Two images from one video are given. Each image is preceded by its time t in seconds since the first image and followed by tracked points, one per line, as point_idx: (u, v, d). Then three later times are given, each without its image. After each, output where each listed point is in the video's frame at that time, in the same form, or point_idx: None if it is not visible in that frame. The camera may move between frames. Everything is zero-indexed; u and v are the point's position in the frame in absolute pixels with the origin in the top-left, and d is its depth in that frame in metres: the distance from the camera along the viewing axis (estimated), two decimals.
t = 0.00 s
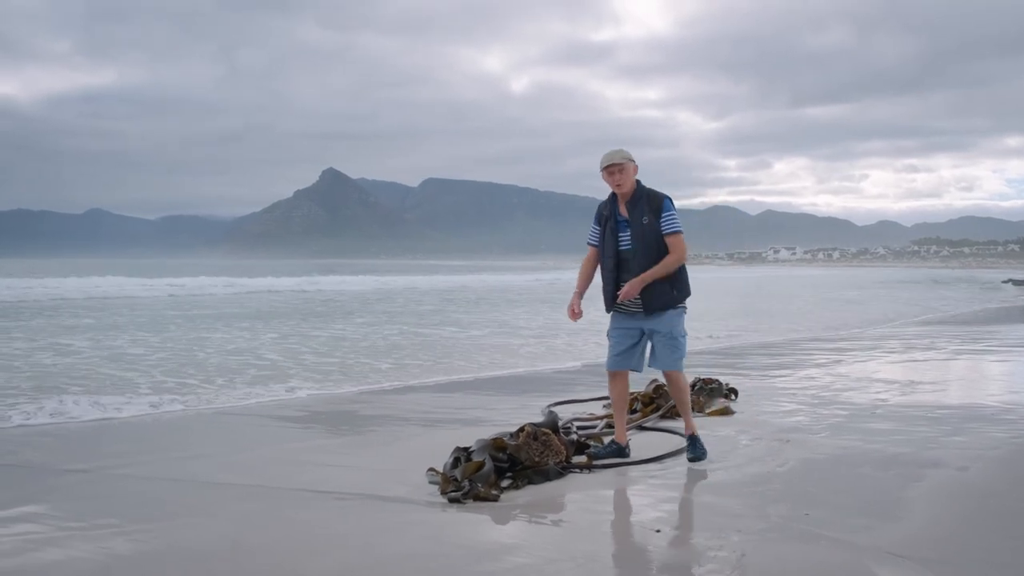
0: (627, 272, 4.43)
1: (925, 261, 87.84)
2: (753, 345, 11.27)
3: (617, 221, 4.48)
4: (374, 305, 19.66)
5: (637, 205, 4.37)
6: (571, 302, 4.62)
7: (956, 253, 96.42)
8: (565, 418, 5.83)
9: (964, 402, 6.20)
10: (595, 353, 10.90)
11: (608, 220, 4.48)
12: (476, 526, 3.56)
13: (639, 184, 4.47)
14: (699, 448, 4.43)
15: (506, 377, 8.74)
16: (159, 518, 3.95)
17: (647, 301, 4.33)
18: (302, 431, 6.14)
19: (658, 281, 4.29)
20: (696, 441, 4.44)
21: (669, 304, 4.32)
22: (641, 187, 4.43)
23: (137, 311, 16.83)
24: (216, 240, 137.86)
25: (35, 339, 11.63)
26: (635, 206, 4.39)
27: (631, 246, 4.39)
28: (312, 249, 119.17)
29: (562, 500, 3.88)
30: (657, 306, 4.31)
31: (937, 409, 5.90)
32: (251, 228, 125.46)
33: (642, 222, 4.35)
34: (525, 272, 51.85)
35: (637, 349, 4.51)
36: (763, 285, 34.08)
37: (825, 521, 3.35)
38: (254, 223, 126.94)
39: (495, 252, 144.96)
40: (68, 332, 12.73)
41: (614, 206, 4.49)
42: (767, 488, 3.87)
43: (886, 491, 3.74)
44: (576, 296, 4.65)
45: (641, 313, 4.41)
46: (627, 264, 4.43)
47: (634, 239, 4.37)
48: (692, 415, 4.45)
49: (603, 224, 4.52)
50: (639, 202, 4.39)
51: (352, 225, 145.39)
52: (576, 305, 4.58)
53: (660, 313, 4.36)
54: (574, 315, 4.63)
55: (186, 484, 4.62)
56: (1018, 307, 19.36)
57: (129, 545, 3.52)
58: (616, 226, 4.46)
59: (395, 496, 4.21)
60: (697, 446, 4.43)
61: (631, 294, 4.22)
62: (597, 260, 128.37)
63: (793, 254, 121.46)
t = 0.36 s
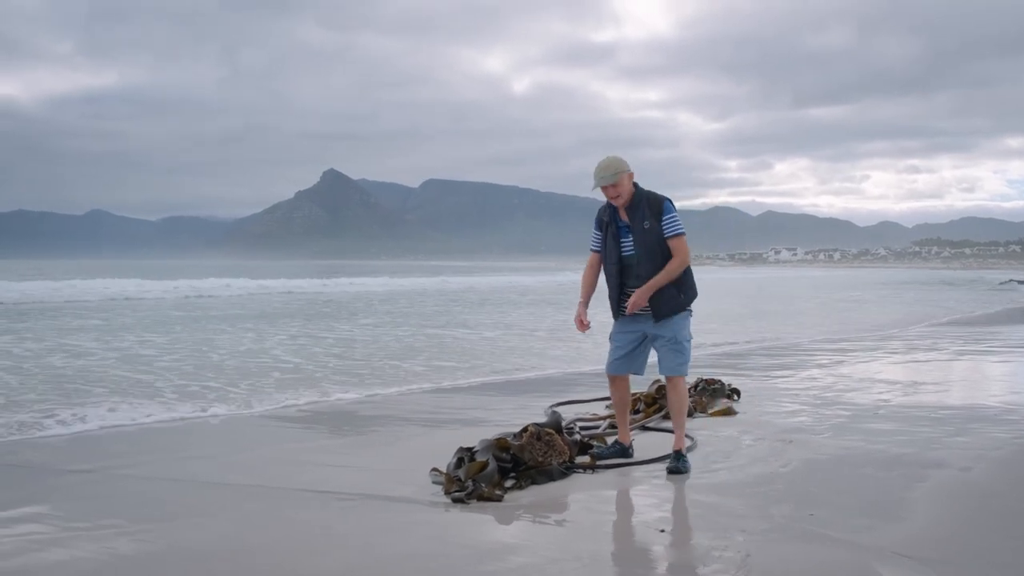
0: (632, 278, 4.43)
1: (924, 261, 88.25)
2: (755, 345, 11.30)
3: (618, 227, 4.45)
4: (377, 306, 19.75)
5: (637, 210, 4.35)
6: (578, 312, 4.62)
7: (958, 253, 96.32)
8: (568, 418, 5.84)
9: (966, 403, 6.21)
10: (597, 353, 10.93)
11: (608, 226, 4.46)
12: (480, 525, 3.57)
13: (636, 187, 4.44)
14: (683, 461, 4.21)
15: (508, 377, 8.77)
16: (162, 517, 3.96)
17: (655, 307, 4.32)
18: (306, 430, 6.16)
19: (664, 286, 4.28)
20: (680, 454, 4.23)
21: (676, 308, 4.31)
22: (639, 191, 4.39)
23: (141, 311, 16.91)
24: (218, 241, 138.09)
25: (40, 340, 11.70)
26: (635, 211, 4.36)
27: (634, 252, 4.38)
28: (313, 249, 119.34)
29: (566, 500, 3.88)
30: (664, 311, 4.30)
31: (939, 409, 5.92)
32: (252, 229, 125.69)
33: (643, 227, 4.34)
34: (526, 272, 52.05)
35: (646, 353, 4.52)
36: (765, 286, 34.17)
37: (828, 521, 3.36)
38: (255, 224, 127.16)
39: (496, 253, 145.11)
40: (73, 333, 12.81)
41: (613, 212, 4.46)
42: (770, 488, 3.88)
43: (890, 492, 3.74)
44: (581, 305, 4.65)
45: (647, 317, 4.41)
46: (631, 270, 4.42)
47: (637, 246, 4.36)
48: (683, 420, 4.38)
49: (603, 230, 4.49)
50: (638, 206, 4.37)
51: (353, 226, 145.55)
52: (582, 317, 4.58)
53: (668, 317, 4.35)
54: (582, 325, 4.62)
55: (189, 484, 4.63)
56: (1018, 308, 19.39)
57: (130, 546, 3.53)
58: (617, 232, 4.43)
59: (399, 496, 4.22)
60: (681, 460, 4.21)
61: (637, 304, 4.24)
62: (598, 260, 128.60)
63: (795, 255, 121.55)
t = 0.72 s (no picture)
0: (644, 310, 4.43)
1: (925, 261, 88.21)
2: (756, 345, 11.28)
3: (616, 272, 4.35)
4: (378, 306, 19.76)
5: (633, 254, 4.22)
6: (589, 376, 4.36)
7: (959, 254, 96.25)
8: (569, 416, 5.83)
9: (969, 401, 6.20)
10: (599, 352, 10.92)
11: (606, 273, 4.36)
12: (482, 522, 3.56)
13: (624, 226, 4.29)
14: (686, 459, 4.21)
15: (510, 376, 8.76)
16: (163, 515, 3.95)
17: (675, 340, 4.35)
18: (307, 428, 6.15)
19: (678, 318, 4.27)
20: (683, 451, 4.23)
21: (694, 333, 4.33)
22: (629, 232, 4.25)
23: (142, 311, 16.92)
24: (219, 242, 138.16)
25: (43, 339, 11.72)
26: (632, 258, 4.25)
27: (640, 291, 4.34)
28: (314, 249, 119.47)
29: (568, 497, 3.87)
30: (684, 339, 4.31)
31: (941, 407, 5.91)
32: (253, 230, 125.74)
33: (644, 269, 4.25)
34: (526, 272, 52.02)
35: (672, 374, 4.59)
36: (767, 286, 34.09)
37: (831, 518, 3.34)
38: (256, 224, 127.22)
39: (497, 254, 145.16)
40: (75, 332, 12.83)
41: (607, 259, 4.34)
42: (773, 485, 3.87)
43: (894, 489, 3.73)
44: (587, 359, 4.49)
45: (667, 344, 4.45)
46: (641, 304, 4.41)
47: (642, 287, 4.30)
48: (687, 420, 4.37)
49: (602, 274, 4.39)
50: (633, 248, 4.25)
51: (355, 226, 145.63)
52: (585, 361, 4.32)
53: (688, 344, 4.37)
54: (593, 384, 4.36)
55: (189, 481, 4.63)
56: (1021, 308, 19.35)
57: (130, 544, 3.52)
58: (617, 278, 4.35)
59: (401, 493, 4.21)
60: (684, 457, 4.21)
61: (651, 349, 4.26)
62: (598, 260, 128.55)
63: (796, 255, 121.53)
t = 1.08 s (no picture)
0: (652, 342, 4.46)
1: (926, 261, 88.10)
2: (758, 344, 11.26)
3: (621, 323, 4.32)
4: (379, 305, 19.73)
5: (637, 306, 4.20)
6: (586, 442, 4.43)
7: (960, 253, 96.14)
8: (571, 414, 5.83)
9: (970, 399, 6.19)
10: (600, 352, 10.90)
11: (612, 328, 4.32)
12: (483, 520, 3.57)
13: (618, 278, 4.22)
14: (687, 457, 4.21)
15: (511, 375, 8.75)
16: (164, 513, 3.95)
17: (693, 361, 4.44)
18: (308, 427, 6.15)
19: (690, 343, 4.33)
20: (683, 449, 4.22)
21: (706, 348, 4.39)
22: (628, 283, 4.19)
23: (143, 310, 16.90)
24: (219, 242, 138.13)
25: (44, 339, 11.71)
26: (638, 309, 4.22)
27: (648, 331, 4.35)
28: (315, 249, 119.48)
29: (569, 495, 3.88)
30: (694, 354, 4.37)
31: (942, 405, 5.91)
32: (254, 230, 125.68)
33: (651, 313, 4.24)
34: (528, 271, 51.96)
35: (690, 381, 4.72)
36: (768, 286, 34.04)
37: (832, 515, 3.34)
38: (257, 224, 127.18)
39: (498, 253, 145.10)
40: (76, 331, 12.81)
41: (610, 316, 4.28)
42: (775, 482, 3.86)
43: (895, 487, 3.73)
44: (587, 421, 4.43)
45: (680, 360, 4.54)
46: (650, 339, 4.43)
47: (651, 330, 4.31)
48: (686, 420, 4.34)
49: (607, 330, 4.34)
50: (636, 300, 4.21)
51: (355, 226, 145.54)
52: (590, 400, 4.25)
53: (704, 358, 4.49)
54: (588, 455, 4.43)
55: (190, 480, 4.62)
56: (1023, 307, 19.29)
57: (130, 542, 3.51)
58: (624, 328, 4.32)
59: (402, 491, 4.22)
60: (685, 455, 4.20)
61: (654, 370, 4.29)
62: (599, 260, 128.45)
63: (797, 255, 121.39)
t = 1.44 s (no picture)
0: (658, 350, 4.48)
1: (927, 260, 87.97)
2: (759, 344, 11.24)
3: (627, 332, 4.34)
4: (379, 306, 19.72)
5: (642, 314, 4.22)
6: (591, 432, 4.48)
7: (961, 254, 96.01)
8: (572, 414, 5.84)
9: (971, 398, 6.19)
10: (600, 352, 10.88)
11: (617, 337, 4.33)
12: (484, 518, 3.58)
13: (622, 288, 4.25)
14: (687, 456, 4.21)
15: (512, 375, 8.75)
16: (165, 512, 3.95)
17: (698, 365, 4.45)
18: (309, 425, 6.15)
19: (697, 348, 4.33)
20: (683, 448, 4.23)
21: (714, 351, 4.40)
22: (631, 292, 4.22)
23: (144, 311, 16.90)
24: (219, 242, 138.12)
25: (44, 339, 11.71)
26: (642, 317, 4.24)
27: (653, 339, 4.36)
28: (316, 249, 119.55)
29: (570, 493, 3.89)
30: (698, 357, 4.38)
31: (944, 404, 5.90)
32: (254, 230, 125.65)
33: (657, 321, 4.25)
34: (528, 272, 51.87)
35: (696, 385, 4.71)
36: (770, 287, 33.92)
37: (834, 514, 3.35)
38: (257, 224, 127.16)
39: (499, 253, 145.20)
40: (76, 331, 12.83)
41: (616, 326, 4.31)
42: (776, 481, 3.87)
43: (896, 485, 3.73)
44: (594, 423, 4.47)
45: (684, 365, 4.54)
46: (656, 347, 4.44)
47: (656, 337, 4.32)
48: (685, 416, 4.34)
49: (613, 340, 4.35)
50: (640, 309, 4.23)
51: (356, 226, 145.57)
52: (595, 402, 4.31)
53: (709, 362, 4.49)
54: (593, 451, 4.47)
55: (192, 478, 4.62)
56: None
57: (131, 540, 3.51)
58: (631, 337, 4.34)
59: (404, 489, 4.22)
60: (685, 454, 4.21)
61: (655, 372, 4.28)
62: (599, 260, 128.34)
63: (797, 256, 121.19)
